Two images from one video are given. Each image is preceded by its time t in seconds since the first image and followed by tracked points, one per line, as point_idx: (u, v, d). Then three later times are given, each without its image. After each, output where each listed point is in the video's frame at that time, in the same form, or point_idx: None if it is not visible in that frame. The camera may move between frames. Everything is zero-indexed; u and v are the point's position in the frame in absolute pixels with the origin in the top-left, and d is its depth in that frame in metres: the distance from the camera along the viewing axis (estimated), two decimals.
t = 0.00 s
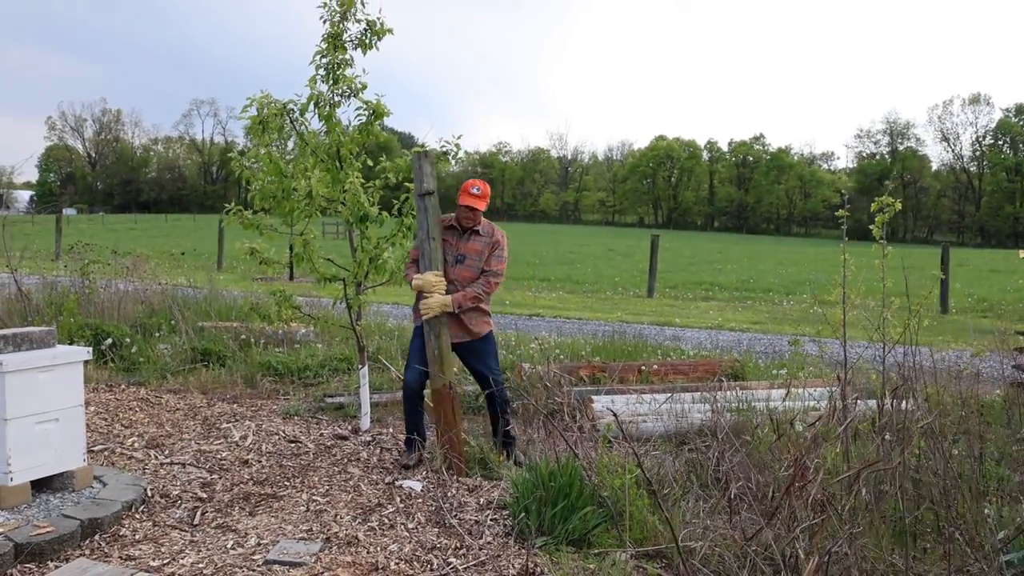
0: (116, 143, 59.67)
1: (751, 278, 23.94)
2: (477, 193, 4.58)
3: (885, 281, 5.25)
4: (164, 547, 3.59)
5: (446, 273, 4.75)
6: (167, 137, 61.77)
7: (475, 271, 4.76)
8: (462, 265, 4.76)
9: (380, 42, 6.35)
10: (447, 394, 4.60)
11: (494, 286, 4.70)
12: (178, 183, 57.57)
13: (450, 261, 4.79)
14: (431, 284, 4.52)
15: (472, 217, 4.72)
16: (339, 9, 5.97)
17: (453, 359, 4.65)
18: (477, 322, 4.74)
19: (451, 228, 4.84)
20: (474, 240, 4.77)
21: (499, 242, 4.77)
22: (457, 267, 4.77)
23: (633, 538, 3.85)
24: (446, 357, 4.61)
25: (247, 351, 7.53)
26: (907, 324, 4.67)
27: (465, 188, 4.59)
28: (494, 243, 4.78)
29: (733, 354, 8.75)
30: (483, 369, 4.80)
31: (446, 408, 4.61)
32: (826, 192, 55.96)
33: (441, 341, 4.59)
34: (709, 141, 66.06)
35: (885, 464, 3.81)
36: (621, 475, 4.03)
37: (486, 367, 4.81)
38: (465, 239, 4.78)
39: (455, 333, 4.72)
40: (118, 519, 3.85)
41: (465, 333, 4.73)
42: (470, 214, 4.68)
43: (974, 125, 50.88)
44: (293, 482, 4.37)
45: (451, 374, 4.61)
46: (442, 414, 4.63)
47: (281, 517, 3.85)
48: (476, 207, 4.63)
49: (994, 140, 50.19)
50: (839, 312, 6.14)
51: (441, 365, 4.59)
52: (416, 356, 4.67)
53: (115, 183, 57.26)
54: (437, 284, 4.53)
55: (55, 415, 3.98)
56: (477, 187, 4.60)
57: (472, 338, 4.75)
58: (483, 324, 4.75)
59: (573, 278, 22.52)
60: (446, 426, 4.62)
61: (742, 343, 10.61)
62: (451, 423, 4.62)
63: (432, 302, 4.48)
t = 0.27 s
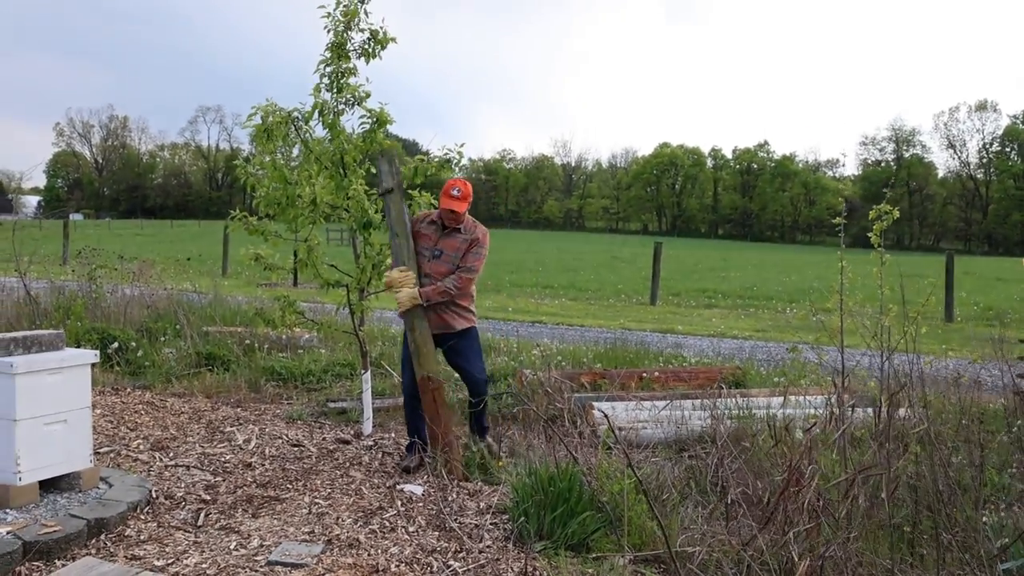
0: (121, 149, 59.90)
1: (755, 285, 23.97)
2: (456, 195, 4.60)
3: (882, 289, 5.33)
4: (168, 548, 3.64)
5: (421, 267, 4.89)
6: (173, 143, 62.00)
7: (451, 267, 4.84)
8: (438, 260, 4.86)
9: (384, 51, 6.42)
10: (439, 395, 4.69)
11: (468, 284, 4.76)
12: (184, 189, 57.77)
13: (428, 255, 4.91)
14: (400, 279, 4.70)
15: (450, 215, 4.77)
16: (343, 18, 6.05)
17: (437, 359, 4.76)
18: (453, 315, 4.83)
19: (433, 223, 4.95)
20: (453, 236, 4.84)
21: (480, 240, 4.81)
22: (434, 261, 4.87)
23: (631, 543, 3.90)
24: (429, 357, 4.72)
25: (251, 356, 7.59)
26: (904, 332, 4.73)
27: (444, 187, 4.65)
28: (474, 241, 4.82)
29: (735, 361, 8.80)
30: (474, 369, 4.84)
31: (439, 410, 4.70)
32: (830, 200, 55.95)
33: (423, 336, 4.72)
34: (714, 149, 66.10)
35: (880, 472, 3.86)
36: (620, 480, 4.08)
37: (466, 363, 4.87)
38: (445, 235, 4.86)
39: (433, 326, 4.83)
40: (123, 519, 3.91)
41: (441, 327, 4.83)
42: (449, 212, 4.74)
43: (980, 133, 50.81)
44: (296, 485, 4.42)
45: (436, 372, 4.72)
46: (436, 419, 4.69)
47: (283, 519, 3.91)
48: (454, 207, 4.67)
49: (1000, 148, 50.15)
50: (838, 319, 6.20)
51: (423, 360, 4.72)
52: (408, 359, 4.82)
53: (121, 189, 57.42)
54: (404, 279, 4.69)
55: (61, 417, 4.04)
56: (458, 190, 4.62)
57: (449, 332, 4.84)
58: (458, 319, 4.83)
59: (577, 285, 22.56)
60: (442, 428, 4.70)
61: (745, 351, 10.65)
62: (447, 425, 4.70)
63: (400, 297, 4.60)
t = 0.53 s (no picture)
0: (142, 148, 60.40)
1: (774, 286, 23.87)
2: (468, 208, 4.67)
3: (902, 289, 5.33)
4: (196, 537, 3.73)
5: (434, 275, 4.96)
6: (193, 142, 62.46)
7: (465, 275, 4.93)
8: (451, 268, 4.93)
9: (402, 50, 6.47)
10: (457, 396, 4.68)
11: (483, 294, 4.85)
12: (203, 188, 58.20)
13: (441, 262, 4.97)
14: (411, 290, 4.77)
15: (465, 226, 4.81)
16: (362, 17, 6.12)
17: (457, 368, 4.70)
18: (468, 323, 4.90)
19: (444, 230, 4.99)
20: (465, 245, 4.89)
21: (494, 249, 4.84)
22: (447, 269, 4.95)
23: (648, 537, 3.95)
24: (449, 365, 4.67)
25: (273, 353, 7.70)
26: (924, 331, 4.73)
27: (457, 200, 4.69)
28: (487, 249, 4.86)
29: (752, 360, 8.82)
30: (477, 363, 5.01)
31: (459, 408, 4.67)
32: (851, 200, 55.49)
33: (440, 344, 4.66)
34: (733, 148, 65.71)
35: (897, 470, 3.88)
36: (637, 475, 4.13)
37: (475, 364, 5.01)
38: (457, 243, 4.92)
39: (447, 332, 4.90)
40: (152, 509, 4.00)
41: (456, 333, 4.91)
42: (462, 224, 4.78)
43: (1012, 131, 50.09)
44: (318, 478, 4.50)
45: (453, 375, 4.68)
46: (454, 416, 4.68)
47: (306, 511, 3.99)
48: (469, 220, 4.74)
49: None
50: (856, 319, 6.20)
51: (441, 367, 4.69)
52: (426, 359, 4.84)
53: (141, 188, 57.86)
54: (411, 290, 4.78)
55: (91, 410, 4.14)
56: (470, 201, 4.68)
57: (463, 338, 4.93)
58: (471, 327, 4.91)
59: (595, 285, 22.56)
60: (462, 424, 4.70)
61: (762, 350, 10.66)
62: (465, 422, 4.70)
63: (426, 310, 4.58)
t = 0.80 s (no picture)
0: (171, 145, 61.11)
1: (804, 282, 23.60)
2: (509, 222, 4.73)
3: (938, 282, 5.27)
4: (234, 531, 3.75)
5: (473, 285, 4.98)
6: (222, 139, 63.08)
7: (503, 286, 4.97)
8: (490, 280, 4.97)
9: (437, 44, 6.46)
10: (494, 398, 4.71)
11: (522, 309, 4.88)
12: (231, 184, 58.80)
13: (479, 273, 4.98)
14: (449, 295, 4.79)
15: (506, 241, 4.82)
16: (397, 12, 6.13)
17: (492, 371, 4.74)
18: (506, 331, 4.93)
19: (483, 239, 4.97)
20: (505, 257, 4.91)
21: (534, 263, 4.89)
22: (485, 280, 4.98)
23: (684, 531, 3.91)
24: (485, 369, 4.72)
25: (304, 348, 7.74)
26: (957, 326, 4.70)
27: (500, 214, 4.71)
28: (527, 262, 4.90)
29: (785, 356, 8.73)
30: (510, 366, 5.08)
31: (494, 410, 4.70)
32: (882, 196, 54.69)
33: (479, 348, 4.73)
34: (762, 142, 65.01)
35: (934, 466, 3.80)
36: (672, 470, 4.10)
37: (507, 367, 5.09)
38: (497, 255, 4.93)
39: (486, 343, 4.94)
40: (190, 503, 4.03)
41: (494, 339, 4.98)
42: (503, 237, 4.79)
43: None
44: (354, 472, 4.53)
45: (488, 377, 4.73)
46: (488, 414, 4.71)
47: (342, 504, 4.01)
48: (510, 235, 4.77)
49: None
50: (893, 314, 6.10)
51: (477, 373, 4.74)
52: (461, 353, 4.85)
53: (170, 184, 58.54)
54: (450, 293, 4.79)
55: (130, 405, 4.16)
56: (510, 215, 4.73)
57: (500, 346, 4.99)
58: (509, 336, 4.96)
59: (622, 280, 22.46)
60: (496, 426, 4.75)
61: (794, 346, 10.55)
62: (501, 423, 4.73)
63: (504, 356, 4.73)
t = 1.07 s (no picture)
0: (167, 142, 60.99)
1: (802, 280, 23.69)
2: (527, 245, 4.70)
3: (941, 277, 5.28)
4: (247, 526, 3.71)
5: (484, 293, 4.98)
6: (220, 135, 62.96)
7: (510, 296, 5.04)
8: (498, 289, 5.01)
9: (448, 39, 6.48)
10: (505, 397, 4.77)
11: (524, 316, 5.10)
12: (228, 180, 58.75)
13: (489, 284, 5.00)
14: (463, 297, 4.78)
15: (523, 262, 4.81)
16: (408, 7, 6.14)
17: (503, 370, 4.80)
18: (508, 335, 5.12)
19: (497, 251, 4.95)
20: (517, 274, 4.93)
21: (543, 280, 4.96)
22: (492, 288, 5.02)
23: (694, 523, 3.93)
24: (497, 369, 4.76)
25: (310, 344, 7.76)
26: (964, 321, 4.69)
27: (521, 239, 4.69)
28: (538, 278, 4.95)
29: (787, 353, 8.78)
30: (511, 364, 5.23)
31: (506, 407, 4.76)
32: (879, 195, 54.80)
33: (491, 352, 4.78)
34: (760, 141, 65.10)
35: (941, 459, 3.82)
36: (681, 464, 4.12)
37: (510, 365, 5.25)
38: (509, 270, 4.93)
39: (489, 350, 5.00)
40: (201, 500, 3.94)
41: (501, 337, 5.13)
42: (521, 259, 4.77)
43: None
44: (365, 467, 4.56)
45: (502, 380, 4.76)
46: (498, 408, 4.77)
47: (355, 499, 4.04)
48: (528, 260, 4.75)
49: None
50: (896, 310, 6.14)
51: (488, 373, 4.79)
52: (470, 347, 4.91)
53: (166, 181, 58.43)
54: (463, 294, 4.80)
55: (139, 401, 4.08)
56: (529, 238, 4.70)
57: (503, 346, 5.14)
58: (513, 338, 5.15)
59: (622, 277, 22.52)
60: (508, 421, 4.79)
61: (795, 343, 10.60)
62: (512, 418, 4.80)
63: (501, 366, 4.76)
